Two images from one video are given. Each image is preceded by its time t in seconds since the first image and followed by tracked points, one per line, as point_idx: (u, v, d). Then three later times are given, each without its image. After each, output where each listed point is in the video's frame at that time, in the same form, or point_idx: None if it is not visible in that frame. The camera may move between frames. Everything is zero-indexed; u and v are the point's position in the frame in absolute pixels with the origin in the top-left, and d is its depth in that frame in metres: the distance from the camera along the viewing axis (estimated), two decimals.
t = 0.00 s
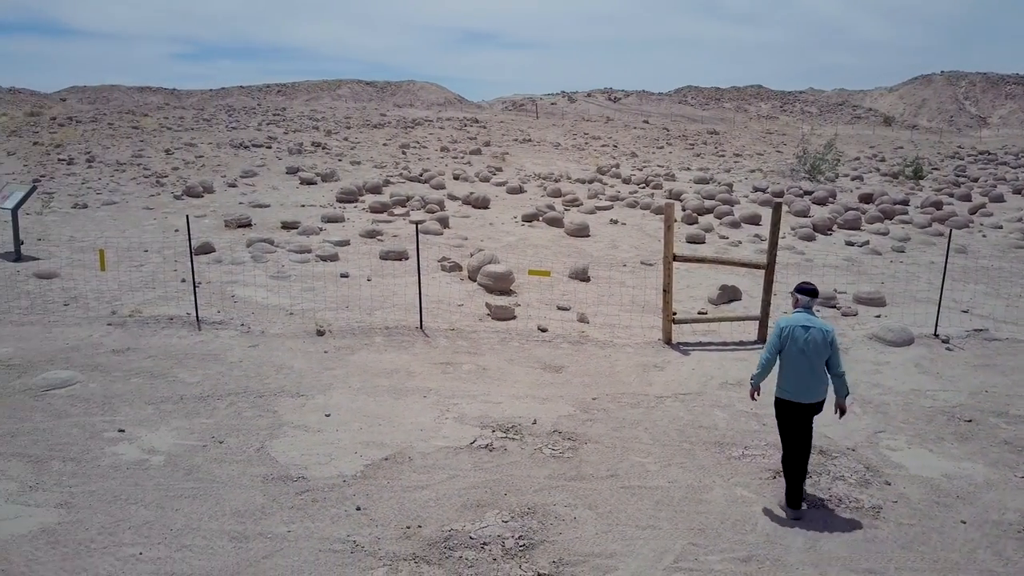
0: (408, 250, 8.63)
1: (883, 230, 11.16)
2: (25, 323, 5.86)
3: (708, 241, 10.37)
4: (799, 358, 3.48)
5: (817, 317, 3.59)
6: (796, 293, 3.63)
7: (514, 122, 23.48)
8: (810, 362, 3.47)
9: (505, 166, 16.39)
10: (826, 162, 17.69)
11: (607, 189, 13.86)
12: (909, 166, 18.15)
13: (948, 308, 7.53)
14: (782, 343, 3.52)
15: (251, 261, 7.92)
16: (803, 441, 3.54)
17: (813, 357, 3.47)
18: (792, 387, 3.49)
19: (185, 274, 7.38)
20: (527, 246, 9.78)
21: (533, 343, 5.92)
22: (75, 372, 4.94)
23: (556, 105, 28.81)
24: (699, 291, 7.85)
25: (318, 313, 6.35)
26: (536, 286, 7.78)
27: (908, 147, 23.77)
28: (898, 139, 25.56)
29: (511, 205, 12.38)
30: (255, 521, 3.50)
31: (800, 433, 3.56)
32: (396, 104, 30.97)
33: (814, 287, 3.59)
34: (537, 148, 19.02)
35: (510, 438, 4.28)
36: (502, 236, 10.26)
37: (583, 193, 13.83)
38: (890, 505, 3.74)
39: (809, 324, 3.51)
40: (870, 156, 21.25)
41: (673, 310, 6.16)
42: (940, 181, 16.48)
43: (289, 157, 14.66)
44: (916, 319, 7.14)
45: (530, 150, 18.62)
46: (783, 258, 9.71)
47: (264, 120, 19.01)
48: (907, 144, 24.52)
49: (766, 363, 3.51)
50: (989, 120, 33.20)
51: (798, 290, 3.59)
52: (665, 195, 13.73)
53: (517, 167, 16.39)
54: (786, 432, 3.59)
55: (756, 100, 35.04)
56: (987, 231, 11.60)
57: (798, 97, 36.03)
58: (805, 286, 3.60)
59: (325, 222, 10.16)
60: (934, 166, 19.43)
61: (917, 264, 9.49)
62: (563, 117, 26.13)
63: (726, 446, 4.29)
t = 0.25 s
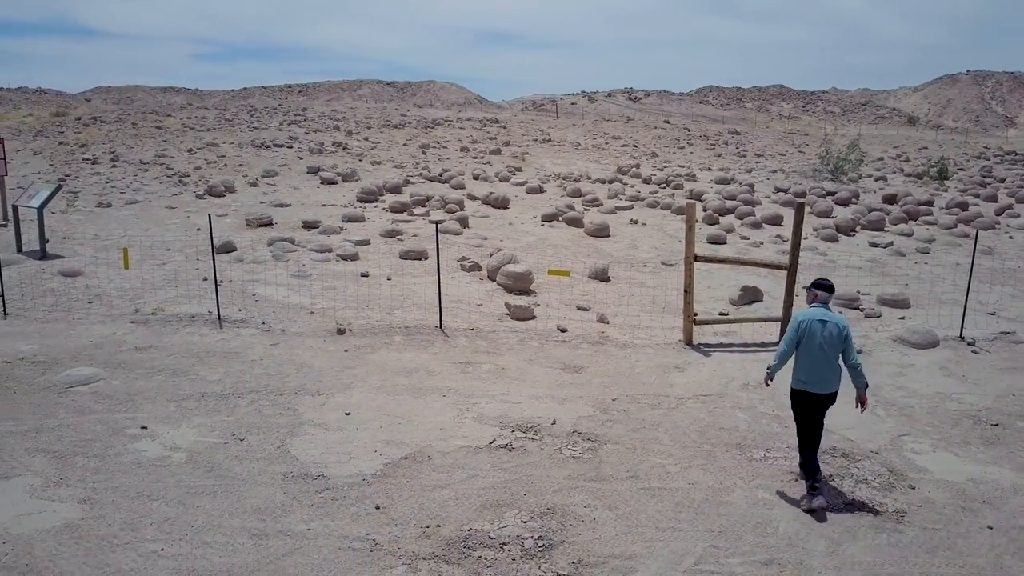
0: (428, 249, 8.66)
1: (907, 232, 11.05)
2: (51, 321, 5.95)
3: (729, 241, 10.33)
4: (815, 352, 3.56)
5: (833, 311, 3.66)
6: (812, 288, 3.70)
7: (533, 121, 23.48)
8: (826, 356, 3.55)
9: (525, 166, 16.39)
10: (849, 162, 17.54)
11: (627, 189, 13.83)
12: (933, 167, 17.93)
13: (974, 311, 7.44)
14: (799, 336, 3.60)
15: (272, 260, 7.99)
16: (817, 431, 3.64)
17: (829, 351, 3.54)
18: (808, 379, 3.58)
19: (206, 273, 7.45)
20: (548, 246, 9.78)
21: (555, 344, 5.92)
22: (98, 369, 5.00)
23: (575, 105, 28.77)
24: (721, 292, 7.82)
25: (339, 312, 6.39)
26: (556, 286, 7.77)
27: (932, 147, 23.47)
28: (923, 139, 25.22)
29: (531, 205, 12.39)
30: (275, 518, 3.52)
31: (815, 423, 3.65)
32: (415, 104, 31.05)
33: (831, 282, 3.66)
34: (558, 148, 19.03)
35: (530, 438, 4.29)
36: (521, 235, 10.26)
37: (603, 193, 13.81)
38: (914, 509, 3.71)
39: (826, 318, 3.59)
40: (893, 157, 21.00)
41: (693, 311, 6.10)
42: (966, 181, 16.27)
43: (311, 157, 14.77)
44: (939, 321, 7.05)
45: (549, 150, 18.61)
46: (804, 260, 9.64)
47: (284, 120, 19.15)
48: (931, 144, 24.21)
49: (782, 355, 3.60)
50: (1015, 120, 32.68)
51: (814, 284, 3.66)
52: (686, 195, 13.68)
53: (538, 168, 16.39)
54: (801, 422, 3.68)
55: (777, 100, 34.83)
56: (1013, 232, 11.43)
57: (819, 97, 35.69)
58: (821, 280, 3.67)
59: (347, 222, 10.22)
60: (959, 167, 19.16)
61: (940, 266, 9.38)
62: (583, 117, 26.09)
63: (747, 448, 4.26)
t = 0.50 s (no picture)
0: (439, 249, 8.68)
1: (920, 232, 10.98)
2: (65, 319, 6.00)
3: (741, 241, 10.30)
4: (827, 336, 3.74)
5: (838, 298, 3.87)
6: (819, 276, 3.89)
7: (544, 121, 23.48)
8: (837, 340, 3.74)
9: (537, 166, 16.40)
10: (862, 162, 17.44)
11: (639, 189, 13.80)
12: (947, 167, 17.81)
13: (988, 312, 7.38)
14: (811, 321, 3.77)
15: (284, 260, 8.02)
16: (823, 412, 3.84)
17: (839, 335, 3.74)
18: (819, 362, 3.76)
19: (218, 272, 7.50)
20: (559, 246, 9.78)
21: (568, 344, 5.91)
22: (112, 367, 5.04)
23: (586, 105, 28.75)
24: (733, 293, 7.80)
25: (351, 311, 6.41)
26: (567, 286, 7.77)
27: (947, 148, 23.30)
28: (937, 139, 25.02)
29: (542, 205, 12.39)
30: (286, 517, 3.54)
31: (821, 405, 3.85)
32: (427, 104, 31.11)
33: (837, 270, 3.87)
34: (569, 148, 19.04)
35: (541, 438, 4.29)
36: (532, 236, 10.25)
37: (614, 193, 13.80)
38: (928, 511, 3.69)
39: (836, 304, 3.78)
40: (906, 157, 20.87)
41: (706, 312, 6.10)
42: (981, 182, 16.14)
43: (323, 156, 14.83)
44: (953, 323, 7.01)
45: (561, 150, 18.60)
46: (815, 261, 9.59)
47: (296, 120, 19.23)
48: (946, 145, 24.04)
49: (796, 339, 3.75)
50: None
51: (823, 272, 3.85)
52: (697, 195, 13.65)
53: (549, 168, 16.39)
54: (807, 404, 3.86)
55: (790, 100, 34.71)
56: None
57: (831, 97, 35.49)
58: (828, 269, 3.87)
59: (358, 222, 10.26)
60: (973, 168, 19.03)
61: (954, 267, 9.31)
62: (595, 117, 26.07)
63: (759, 449, 4.25)
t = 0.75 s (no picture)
0: (445, 249, 8.68)
1: (927, 233, 10.95)
2: (72, 318, 6.02)
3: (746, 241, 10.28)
4: (823, 330, 3.96)
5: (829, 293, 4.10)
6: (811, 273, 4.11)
7: (550, 122, 23.48)
8: (831, 333, 3.97)
9: (542, 166, 16.40)
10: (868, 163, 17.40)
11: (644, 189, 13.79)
12: (954, 168, 17.73)
13: (996, 313, 7.35)
14: (807, 316, 3.97)
15: (289, 259, 8.04)
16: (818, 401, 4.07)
17: (834, 328, 3.96)
18: (816, 354, 3.98)
19: (224, 271, 7.52)
20: (565, 246, 9.76)
21: (574, 344, 5.91)
22: (119, 365, 5.06)
23: (592, 105, 28.73)
24: (739, 293, 7.79)
25: (357, 310, 6.42)
26: (574, 286, 7.77)
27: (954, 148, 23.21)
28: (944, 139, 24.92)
29: (548, 205, 12.38)
30: (292, 515, 3.55)
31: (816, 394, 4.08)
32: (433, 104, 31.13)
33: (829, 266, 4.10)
34: (574, 148, 19.03)
35: (547, 437, 4.29)
36: (537, 235, 10.26)
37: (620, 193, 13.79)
38: (934, 510, 3.68)
39: (829, 300, 4.00)
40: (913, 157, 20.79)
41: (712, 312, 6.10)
42: (988, 182, 16.07)
43: (329, 156, 14.86)
44: (960, 323, 6.99)
45: (566, 150, 18.59)
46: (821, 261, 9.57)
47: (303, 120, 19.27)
48: (953, 145, 23.94)
49: (795, 334, 3.95)
50: None
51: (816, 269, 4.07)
52: (703, 195, 13.63)
53: (554, 168, 16.38)
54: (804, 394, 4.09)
55: (796, 100, 34.63)
56: None
57: (837, 97, 35.39)
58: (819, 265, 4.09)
59: (364, 221, 10.28)
60: (981, 168, 18.94)
61: (961, 267, 9.28)
62: (601, 117, 26.06)
63: (766, 448, 4.25)
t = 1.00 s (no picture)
0: (446, 248, 8.69)
1: (927, 233, 10.94)
2: (74, 317, 6.03)
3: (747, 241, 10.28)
4: (804, 320, 4.08)
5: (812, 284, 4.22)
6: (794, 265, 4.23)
7: (551, 122, 23.48)
8: (812, 322, 4.09)
9: (543, 166, 16.40)
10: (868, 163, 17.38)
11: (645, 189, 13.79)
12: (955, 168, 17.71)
13: (997, 312, 7.34)
14: (789, 306, 4.10)
15: (289, 259, 8.05)
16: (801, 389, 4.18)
17: (815, 317, 4.08)
18: (797, 343, 4.10)
19: (225, 271, 7.53)
20: (566, 246, 9.75)
21: (574, 343, 5.90)
22: (120, 364, 5.07)
23: (593, 106, 28.72)
24: (739, 292, 7.79)
25: (357, 310, 6.43)
26: (574, 285, 7.77)
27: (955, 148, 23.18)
28: (945, 139, 24.90)
29: (548, 205, 12.38)
30: (293, 512, 3.56)
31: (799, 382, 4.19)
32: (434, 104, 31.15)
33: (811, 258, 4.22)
34: (574, 148, 19.02)
35: (547, 435, 4.30)
36: (538, 235, 10.27)
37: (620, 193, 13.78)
38: (934, 508, 3.68)
39: (810, 291, 4.12)
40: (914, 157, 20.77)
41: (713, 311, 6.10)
42: (989, 182, 16.06)
43: (329, 156, 14.87)
44: (961, 322, 6.98)
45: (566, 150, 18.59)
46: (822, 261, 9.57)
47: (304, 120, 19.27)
48: (955, 145, 23.92)
49: (776, 323, 4.08)
50: None
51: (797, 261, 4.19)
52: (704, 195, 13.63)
53: (555, 168, 16.38)
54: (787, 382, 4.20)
55: (797, 100, 34.61)
56: None
57: (839, 97, 35.37)
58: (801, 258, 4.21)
59: (364, 221, 10.29)
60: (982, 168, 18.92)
61: (961, 267, 9.28)
62: (601, 117, 26.06)
63: (766, 447, 4.25)
